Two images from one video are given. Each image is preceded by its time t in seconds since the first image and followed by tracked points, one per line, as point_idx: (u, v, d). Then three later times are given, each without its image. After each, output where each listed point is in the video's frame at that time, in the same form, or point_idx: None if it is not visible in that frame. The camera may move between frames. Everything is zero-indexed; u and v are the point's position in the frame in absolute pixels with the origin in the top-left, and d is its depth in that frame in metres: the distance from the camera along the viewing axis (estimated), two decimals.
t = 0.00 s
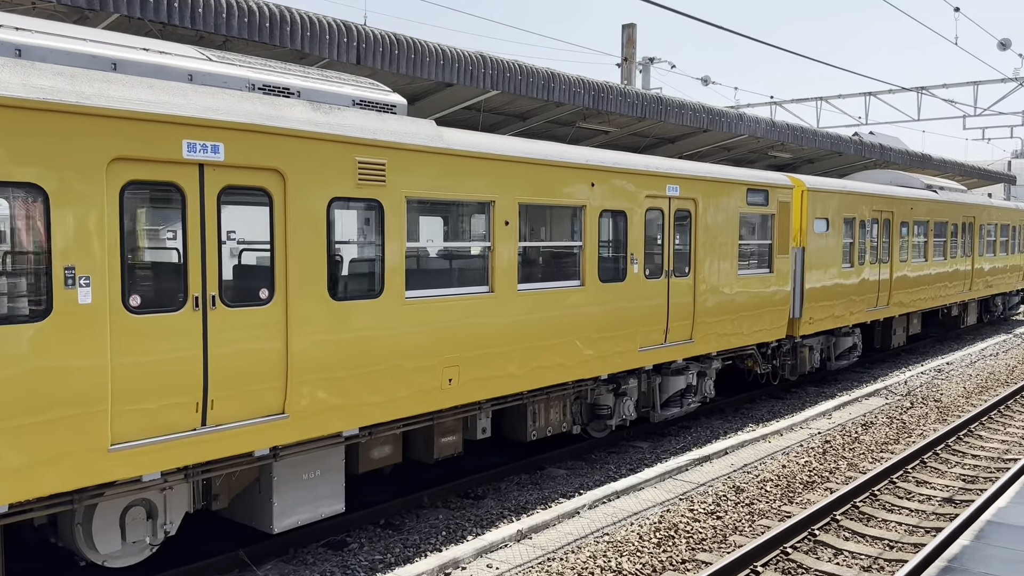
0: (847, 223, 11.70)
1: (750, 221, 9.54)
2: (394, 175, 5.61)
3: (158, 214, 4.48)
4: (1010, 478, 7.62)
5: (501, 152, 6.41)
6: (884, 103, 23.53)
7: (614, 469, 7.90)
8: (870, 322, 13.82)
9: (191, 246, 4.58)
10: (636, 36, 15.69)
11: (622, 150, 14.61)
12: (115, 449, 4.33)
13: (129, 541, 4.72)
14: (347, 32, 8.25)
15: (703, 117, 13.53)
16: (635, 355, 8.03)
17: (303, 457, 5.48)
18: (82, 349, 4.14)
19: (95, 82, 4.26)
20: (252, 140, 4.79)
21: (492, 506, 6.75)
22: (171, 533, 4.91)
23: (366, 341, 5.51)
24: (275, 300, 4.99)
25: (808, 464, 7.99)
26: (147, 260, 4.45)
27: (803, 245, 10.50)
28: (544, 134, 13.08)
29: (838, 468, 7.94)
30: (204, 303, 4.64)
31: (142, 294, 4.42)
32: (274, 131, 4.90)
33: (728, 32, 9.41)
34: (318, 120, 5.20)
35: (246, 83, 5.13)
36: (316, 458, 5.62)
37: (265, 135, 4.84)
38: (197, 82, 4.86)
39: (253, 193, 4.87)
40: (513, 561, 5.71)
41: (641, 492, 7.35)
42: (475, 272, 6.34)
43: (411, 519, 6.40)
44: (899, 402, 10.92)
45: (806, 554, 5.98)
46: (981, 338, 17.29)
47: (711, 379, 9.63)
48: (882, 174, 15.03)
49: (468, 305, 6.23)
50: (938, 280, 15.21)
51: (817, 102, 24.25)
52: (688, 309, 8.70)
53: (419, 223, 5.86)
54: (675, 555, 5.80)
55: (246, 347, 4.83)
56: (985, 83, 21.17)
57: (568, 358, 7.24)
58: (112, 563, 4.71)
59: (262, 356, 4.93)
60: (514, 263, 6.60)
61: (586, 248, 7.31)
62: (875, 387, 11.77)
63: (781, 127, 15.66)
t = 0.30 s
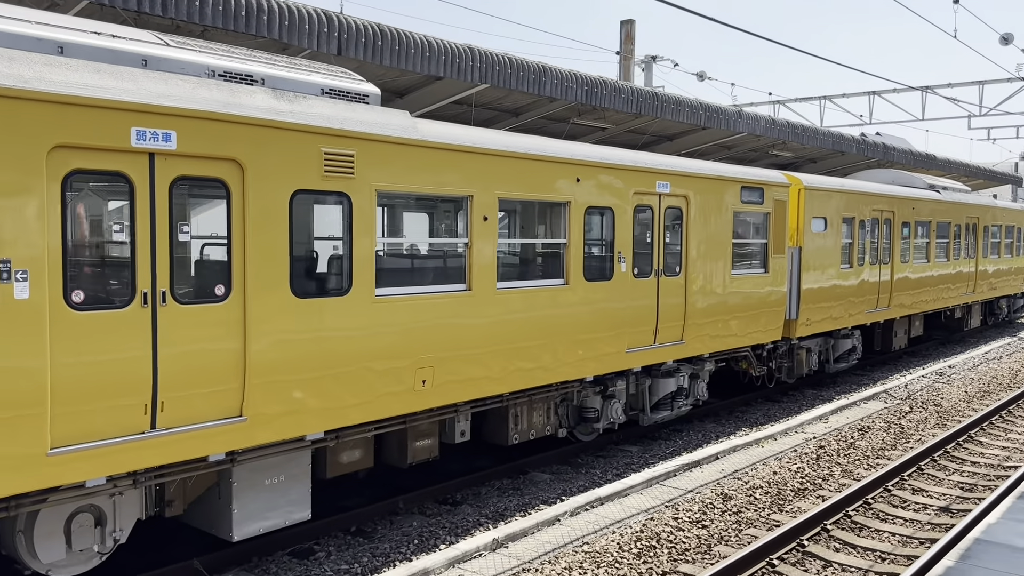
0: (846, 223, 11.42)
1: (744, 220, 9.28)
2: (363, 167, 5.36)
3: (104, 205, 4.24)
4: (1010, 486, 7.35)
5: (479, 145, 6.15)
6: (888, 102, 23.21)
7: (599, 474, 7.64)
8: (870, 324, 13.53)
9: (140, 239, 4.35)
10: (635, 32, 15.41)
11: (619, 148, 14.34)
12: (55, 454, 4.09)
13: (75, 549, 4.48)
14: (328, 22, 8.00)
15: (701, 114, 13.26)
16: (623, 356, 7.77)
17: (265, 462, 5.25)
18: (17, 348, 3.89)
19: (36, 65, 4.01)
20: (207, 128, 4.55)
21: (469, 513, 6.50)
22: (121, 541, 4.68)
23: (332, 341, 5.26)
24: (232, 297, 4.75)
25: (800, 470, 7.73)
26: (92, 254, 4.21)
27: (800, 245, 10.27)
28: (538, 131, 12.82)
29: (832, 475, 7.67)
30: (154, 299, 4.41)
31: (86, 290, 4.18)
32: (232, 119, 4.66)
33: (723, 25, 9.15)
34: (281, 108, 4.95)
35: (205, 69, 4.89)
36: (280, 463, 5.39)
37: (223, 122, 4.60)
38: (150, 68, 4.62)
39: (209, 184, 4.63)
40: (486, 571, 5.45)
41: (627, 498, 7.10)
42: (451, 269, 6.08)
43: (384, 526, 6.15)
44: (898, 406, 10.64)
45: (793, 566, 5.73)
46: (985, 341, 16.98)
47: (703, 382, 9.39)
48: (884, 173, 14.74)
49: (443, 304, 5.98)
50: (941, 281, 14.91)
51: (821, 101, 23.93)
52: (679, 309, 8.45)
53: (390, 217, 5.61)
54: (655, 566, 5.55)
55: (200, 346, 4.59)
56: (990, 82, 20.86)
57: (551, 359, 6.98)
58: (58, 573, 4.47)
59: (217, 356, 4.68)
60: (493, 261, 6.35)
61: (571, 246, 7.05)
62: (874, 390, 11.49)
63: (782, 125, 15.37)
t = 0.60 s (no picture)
0: (843, 228, 11.16)
1: (735, 224, 9.03)
2: (324, 168, 5.13)
3: (42, 207, 4.03)
4: (1005, 503, 7.08)
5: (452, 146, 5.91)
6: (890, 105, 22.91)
7: (580, 486, 7.39)
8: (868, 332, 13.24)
9: (78, 243, 4.14)
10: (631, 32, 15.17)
11: (613, 150, 14.09)
12: None
13: (11, 570, 4.20)
14: (304, 18, 7.77)
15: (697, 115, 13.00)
16: (605, 365, 7.52)
17: (218, 476, 5.02)
18: None
19: None
20: (152, 126, 4.34)
21: (440, 528, 6.25)
22: (60, 560, 4.44)
23: (289, 350, 5.03)
24: (178, 303, 4.54)
25: (787, 484, 7.48)
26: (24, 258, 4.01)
27: (794, 250, 10.02)
28: (530, 132, 12.58)
29: (820, 490, 7.42)
30: (92, 306, 4.19)
31: (18, 296, 3.96)
32: (180, 116, 4.44)
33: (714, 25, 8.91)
34: (234, 105, 4.74)
35: (155, 64, 4.67)
36: (236, 477, 5.17)
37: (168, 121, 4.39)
38: (94, 62, 4.40)
39: (154, 184, 4.42)
40: None
41: (606, 513, 6.85)
42: (421, 274, 5.83)
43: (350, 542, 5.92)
44: (893, 416, 10.38)
45: None
46: (986, 349, 16.69)
47: (692, 391, 9.14)
48: (884, 177, 14.46)
49: (412, 311, 5.73)
50: (941, 287, 14.63)
51: (823, 103, 23.66)
52: (666, 316, 8.20)
53: (354, 220, 5.37)
54: None
55: (143, 355, 4.38)
56: (994, 86, 20.57)
57: (529, 368, 6.73)
58: None
59: (162, 366, 4.47)
60: (466, 266, 6.10)
61: (551, 251, 6.80)
62: (870, 399, 11.23)
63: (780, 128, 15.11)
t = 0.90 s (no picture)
0: (837, 230, 10.91)
1: (723, 224, 8.80)
2: (279, 160, 4.91)
3: None
4: (996, 513, 6.83)
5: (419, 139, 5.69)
6: (893, 107, 22.64)
7: (557, 493, 7.16)
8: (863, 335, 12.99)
9: (9, 236, 3.92)
10: (626, 29, 14.94)
11: (606, 149, 13.87)
12: None
13: None
14: (277, 8, 7.56)
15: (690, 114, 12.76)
16: (584, 368, 7.29)
17: (166, 482, 4.82)
18: None
19: None
20: (91, 114, 4.12)
21: (407, 536, 6.03)
22: None
23: (240, 351, 4.81)
24: (119, 301, 4.32)
25: (772, 493, 7.24)
26: None
27: (786, 251, 9.77)
28: (519, 130, 12.36)
29: (806, 498, 7.18)
30: (24, 304, 3.97)
31: None
32: (122, 104, 4.23)
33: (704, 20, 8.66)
34: (182, 94, 4.52)
35: (99, 50, 4.45)
36: (188, 484, 4.96)
37: (108, 109, 4.17)
38: (33, 47, 4.18)
39: (93, 176, 4.20)
40: None
41: (583, 521, 6.61)
42: (387, 274, 5.61)
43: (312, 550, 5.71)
44: (886, 423, 10.13)
45: None
46: (985, 354, 16.43)
47: (679, 395, 8.92)
48: (883, 179, 14.20)
49: (376, 311, 5.51)
50: (939, 291, 14.38)
51: (824, 104, 23.39)
52: (649, 318, 7.97)
53: (312, 215, 5.15)
54: None
55: (80, 356, 4.17)
56: (997, 87, 20.30)
57: (503, 372, 6.50)
58: None
59: (100, 367, 4.25)
60: (436, 265, 5.87)
61: (526, 249, 6.58)
62: (864, 405, 10.98)
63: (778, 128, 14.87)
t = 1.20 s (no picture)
0: (832, 235, 10.68)
1: (712, 230, 8.59)
2: (236, 162, 4.70)
3: None
4: (990, 531, 6.59)
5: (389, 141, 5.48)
6: (894, 110, 22.38)
7: (536, 506, 6.93)
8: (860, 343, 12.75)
9: None
10: (621, 30, 14.73)
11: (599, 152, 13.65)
12: None
13: None
14: (251, 5, 7.36)
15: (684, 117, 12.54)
16: (566, 377, 7.07)
17: (116, 497, 4.60)
18: None
19: None
20: (30, 110, 3.92)
21: (375, 552, 5.81)
22: None
23: (193, 361, 4.60)
24: (61, 308, 4.11)
25: (758, 507, 7.01)
26: None
27: (777, 257, 9.55)
28: (510, 132, 12.15)
29: (793, 514, 6.95)
30: None
31: None
32: (63, 101, 4.02)
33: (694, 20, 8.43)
34: (131, 91, 4.32)
35: (44, 45, 4.25)
36: (140, 498, 4.73)
37: (48, 106, 3.96)
38: None
39: (33, 175, 3.99)
40: None
41: (561, 536, 6.39)
42: (353, 280, 5.40)
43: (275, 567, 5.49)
44: (881, 433, 9.88)
45: None
46: (986, 362, 16.17)
47: (666, 404, 8.72)
48: (881, 183, 13.97)
49: (342, 319, 5.30)
50: (938, 298, 14.14)
51: (824, 107, 23.15)
52: (634, 326, 7.75)
53: (273, 219, 4.94)
54: None
55: (18, 366, 3.95)
56: (999, 91, 20.04)
57: (479, 381, 6.27)
58: None
59: (41, 378, 4.04)
60: (406, 270, 5.65)
61: (503, 255, 6.37)
62: (859, 415, 10.74)
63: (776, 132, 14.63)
